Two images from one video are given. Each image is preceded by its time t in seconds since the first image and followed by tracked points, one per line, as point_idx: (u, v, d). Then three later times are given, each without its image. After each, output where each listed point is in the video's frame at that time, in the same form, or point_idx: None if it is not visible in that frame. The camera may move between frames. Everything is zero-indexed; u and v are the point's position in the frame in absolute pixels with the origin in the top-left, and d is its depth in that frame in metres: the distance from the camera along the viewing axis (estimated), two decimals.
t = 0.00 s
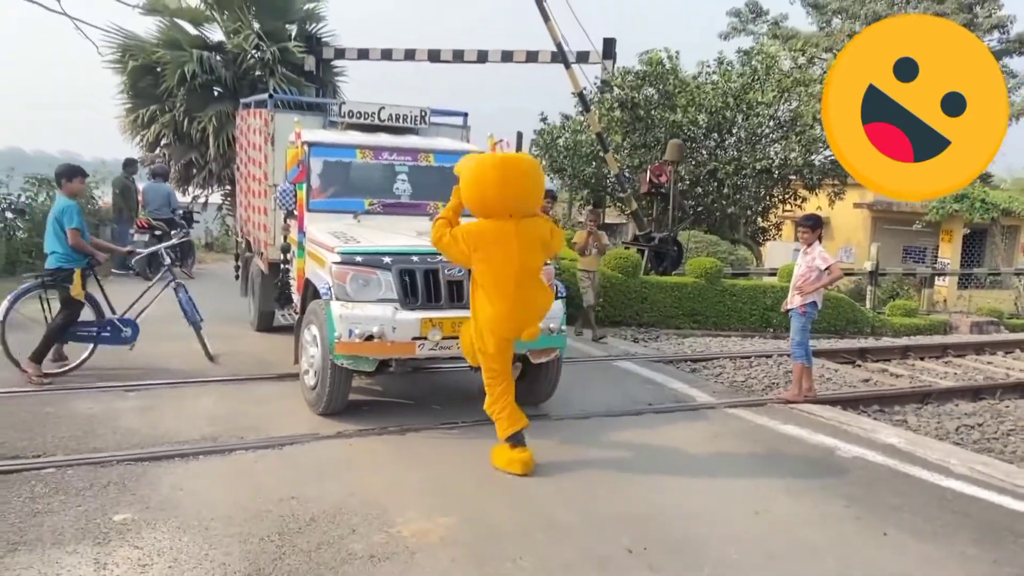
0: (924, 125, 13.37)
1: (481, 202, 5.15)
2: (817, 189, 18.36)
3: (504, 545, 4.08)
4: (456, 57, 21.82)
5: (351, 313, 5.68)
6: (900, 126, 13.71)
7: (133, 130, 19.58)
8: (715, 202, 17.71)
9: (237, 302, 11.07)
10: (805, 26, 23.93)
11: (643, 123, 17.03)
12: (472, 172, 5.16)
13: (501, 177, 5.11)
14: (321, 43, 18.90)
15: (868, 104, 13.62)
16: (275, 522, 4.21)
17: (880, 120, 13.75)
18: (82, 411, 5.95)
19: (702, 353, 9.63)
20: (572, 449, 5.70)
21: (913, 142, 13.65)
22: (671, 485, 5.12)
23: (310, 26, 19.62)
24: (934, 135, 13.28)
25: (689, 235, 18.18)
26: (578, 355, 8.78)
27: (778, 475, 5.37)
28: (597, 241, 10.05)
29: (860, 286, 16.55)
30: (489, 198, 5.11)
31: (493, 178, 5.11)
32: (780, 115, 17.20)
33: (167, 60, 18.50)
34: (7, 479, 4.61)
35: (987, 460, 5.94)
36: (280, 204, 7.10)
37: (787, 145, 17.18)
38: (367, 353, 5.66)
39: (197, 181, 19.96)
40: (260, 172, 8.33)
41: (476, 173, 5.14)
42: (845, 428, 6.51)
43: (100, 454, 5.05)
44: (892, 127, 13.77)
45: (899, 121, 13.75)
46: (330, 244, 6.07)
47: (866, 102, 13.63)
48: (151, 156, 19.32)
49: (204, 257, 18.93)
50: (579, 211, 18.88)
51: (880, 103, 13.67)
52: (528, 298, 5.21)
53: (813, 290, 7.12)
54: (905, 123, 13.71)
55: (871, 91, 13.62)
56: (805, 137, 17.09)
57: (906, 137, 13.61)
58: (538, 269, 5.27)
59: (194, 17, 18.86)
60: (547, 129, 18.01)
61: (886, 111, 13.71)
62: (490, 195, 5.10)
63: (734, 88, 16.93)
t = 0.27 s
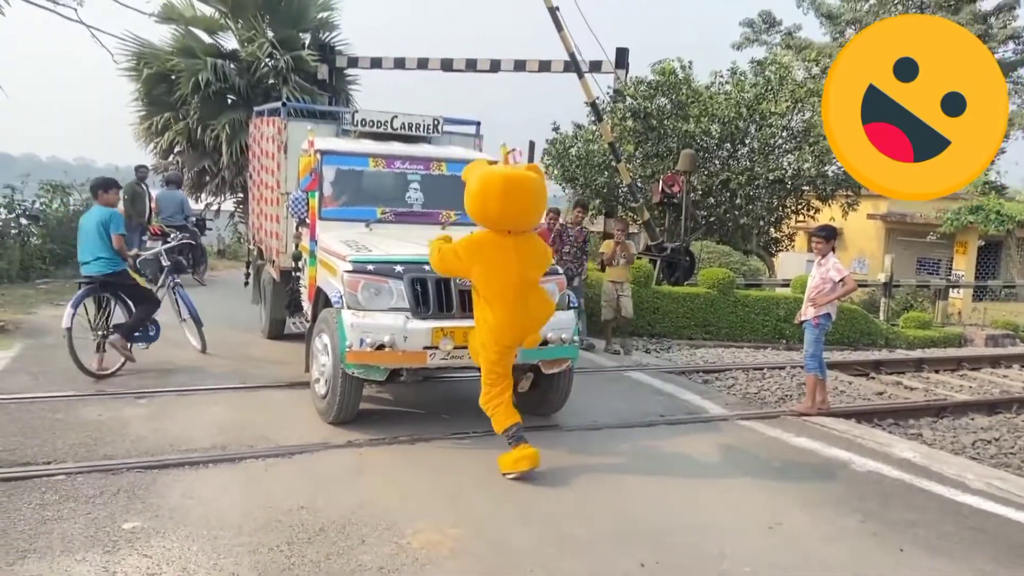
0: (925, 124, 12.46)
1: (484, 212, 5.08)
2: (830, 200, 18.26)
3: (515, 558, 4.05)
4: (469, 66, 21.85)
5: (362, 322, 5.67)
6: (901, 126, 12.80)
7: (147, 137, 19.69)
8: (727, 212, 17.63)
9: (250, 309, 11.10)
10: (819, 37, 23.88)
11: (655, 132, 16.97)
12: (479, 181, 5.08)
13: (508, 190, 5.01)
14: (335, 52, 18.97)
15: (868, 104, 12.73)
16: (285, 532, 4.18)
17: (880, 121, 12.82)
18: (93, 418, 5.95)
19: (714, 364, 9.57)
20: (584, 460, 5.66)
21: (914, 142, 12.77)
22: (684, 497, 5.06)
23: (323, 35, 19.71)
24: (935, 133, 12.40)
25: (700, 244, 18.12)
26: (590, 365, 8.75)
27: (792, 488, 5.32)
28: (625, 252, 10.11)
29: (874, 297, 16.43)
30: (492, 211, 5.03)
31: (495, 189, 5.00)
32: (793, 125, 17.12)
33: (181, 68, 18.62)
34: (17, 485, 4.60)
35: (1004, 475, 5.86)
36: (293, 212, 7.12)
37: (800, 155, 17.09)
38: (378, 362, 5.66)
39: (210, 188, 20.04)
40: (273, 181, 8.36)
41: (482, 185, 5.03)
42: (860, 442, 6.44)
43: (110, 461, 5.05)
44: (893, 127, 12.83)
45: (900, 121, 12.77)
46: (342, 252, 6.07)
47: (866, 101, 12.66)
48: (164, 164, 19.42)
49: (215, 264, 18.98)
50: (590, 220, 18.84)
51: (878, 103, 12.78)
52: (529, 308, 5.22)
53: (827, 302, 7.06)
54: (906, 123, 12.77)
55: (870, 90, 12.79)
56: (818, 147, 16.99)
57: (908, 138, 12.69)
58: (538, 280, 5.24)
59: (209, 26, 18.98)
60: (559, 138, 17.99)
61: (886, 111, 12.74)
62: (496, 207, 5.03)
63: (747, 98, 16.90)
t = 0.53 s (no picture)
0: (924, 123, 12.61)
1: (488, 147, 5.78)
2: (850, 212, 18.03)
3: None
4: (485, 76, 21.80)
5: (377, 332, 5.56)
6: (900, 127, 12.93)
7: (164, 146, 19.74)
8: (745, 224, 17.43)
9: (263, 318, 11.01)
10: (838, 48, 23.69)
11: (673, 143, 16.81)
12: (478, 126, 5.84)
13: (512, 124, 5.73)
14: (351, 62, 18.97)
15: (868, 104, 12.81)
16: (296, 547, 4.06)
17: (880, 121, 12.93)
18: (103, 426, 5.85)
19: (733, 377, 9.39)
20: (603, 475, 5.51)
21: (913, 143, 13.00)
22: (707, 514, 4.90)
23: (340, 45, 19.73)
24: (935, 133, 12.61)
25: (717, 255, 17.94)
26: (607, 377, 8.59)
27: (819, 506, 5.14)
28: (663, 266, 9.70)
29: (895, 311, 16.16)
30: (492, 140, 5.73)
31: (495, 122, 5.72)
32: (813, 135, 16.91)
33: (199, 77, 18.68)
34: (24, 496, 4.50)
35: None
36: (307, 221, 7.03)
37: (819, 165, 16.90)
38: (392, 373, 5.54)
39: (226, 197, 20.05)
40: (288, 189, 8.28)
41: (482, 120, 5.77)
42: (887, 459, 6.26)
43: (119, 471, 4.94)
44: (892, 127, 13.03)
45: (899, 121, 13.00)
46: (356, 261, 5.97)
47: (865, 102, 12.73)
48: (181, 172, 19.45)
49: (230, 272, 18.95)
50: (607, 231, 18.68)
51: (879, 103, 12.79)
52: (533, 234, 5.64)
53: (853, 315, 6.89)
54: (907, 124, 12.91)
55: (871, 91, 12.65)
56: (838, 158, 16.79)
57: (907, 138, 12.87)
58: (543, 216, 5.77)
59: (227, 36, 19.05)
60: (575, 148, 17.87)
61: (886, 111, 12.92)
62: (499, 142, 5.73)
63: (766, 108, 16.75)
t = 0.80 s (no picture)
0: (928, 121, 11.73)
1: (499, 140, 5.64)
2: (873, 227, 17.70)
3: None
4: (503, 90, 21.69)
5: (388, 354, 5.37)
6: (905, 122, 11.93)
7: (183, 160, 19.75)
8: (766, 239, 17.17)
9: (277, 334, 10.87)
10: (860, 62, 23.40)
11: (692, 157, 16.59)
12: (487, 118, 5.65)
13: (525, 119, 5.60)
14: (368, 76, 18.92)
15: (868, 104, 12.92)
16: None
17: (880, 120, 13.06)
18: (107, 450, 5.70)
19: (757, 399, 9.12)
20: (622, 506, 5.29)
21: (913, 143, 13.06)
22: (733, 551, 4.67)
23: (357, 59, 19.70)
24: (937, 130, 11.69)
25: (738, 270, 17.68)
26: (626, 398, 8.34)
27: (851, 542, 4.90)
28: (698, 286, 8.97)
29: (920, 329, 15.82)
30: (498, 130, 5.60)
31: (502, 113, 5.58)
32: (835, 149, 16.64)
33: (217, 91, 18.69)
34: (20, 527, 4.34)
35: None
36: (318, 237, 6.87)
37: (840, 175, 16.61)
38: (402, 397, 5.34)
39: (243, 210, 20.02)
40: (300, 202, 8.17)
41: (492, 113, 5.61)
42: (921, 490, 5.99)
43: (120, 500, 4.78)
44: (893, 127, 13.14)
45: (900, 121, 13.09)
46: (368, 280, 5.79)
47: (866, 101, 12.87)
48: (198, 186, 19.44)
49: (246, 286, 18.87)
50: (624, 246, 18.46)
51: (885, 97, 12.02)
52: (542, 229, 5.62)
53: (884, 337, 6.66)
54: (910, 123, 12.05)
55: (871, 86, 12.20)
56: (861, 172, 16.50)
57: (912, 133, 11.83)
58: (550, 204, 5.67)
59: (245, 50, 19.07)
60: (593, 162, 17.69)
61: (886, 111, 13.03)
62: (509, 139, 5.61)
63: (787, 122, 16.52)
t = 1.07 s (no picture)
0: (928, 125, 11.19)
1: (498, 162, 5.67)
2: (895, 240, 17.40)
3: None
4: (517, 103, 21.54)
5: (403, 375, 5.16)
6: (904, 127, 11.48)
7: (197, 174, 19.70)
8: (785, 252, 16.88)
9: (289, 351, 10.68)
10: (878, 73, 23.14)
11: (710, 169, 16.36)
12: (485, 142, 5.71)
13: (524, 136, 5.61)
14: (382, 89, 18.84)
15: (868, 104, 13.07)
16: None
17: (880, 121, 13.21)
18: (112, 475, 5.50)
19: (782, 419, 8.85)
20: (649, 535, 5.03)
21: (913, 143, 13.24)
22: None
23: (372, 73, 19.63)
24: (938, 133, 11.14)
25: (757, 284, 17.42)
26: (647, 418, 8.08)
27: None
28: (731, 300, 7.90)
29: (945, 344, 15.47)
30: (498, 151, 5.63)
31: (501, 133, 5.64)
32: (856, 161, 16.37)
33: (232, 105, 18.64)
34: (19, 559, 4.14)
35: None
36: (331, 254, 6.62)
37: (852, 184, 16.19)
38: (418, 420, 5.12)
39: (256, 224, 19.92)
40: (313, 216, 8.07)
41: (493, 136, 5.63)
42: (961, 518, 5.72)
43: (124, 529, 4.57)
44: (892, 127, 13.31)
45: (900, 122, 13.27)
46: (383, 298, 5.57)
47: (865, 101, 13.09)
48: (212, 200, 19.36)
49: (258, 300, 18.75)
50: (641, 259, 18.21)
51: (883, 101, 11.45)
52: (547, 245, 5.53)
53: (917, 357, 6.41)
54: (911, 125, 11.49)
55: (870, 91, 13.08)
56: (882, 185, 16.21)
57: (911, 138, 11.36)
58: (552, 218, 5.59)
59: (260, 64, 19.04)
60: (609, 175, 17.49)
61: (886, 112, 13.20)
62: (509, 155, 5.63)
63: (807, 134, 16.27)
